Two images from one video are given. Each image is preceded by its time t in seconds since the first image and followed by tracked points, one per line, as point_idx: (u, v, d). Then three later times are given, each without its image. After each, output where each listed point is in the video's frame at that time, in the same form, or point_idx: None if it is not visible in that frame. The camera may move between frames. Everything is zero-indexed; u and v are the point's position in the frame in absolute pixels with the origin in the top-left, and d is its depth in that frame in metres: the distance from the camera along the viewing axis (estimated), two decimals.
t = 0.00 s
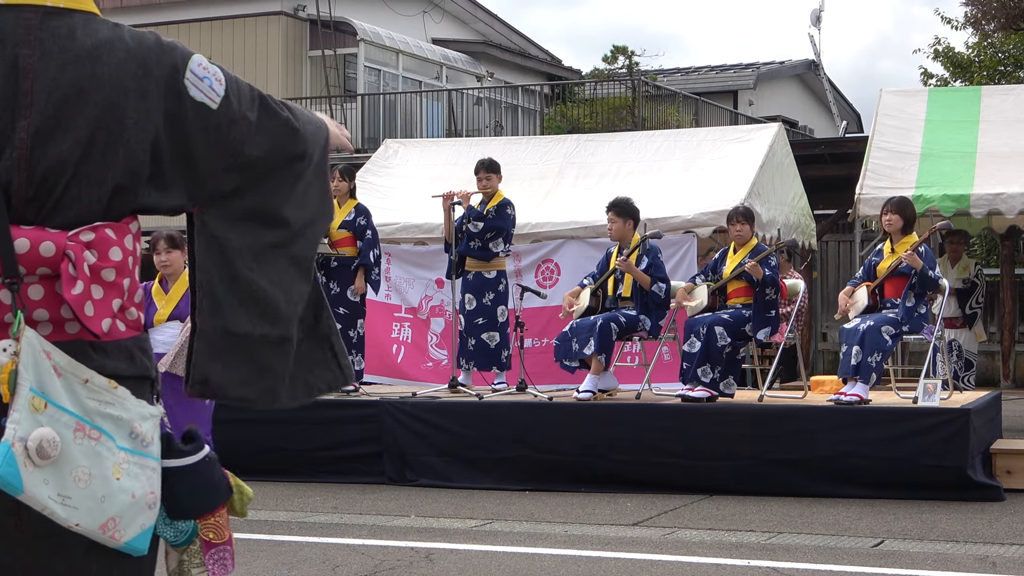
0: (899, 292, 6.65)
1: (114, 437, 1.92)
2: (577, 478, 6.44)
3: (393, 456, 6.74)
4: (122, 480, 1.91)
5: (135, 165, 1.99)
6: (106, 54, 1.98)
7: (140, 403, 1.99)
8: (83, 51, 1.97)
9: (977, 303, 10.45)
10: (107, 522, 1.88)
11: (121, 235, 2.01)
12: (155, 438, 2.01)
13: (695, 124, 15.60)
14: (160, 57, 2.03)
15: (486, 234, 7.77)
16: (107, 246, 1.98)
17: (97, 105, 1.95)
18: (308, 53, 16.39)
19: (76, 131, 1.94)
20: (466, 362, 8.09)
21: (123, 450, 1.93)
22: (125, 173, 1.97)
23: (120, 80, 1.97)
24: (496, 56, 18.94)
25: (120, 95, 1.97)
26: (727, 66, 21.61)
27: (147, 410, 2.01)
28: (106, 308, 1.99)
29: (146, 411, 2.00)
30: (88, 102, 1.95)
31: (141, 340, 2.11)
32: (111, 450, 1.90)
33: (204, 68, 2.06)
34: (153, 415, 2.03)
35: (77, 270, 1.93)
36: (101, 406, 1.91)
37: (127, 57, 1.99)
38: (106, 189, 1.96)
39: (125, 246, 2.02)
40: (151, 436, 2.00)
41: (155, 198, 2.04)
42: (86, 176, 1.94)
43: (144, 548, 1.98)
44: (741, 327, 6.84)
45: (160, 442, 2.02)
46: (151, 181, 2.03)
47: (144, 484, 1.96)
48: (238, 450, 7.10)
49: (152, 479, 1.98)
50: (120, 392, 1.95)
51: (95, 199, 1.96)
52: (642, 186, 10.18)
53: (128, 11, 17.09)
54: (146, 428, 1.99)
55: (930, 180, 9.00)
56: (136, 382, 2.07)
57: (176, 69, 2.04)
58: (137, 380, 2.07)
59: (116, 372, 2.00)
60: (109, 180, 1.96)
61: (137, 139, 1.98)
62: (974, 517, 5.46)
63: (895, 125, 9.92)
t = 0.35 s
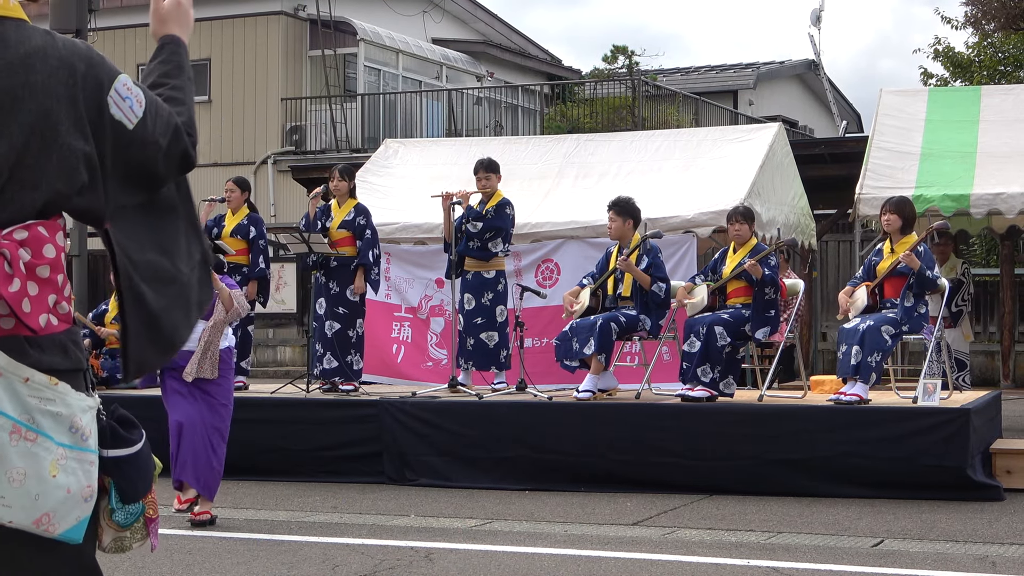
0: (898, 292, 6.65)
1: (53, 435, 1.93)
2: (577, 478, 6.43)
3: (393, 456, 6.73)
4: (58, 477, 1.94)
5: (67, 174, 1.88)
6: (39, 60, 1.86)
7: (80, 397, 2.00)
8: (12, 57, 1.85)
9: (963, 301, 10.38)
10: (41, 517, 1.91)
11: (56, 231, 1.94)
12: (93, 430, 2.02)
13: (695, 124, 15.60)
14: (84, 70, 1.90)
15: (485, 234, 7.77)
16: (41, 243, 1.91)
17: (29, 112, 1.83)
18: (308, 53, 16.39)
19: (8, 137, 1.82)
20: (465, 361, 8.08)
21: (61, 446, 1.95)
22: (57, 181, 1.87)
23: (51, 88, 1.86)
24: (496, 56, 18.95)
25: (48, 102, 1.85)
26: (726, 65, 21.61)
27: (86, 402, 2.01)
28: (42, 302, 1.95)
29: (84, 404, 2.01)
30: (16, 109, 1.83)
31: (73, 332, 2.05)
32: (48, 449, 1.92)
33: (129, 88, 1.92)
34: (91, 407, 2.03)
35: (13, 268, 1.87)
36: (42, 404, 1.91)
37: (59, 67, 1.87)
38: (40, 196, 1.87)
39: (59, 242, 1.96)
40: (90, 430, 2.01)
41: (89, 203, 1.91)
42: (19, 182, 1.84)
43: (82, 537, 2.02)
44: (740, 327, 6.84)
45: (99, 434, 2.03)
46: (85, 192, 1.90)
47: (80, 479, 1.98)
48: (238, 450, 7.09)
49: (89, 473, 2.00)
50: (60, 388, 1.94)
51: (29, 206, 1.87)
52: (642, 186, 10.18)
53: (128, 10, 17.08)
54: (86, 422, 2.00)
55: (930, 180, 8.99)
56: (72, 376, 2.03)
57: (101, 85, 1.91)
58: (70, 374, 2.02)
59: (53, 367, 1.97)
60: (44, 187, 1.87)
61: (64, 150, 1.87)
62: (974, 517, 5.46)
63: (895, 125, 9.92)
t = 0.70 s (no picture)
0: (896, 293, 6.66)
1: (51, 429, 2.05)
2: (575, 478, 6.43)
3: (391, 456, 6.74)
4: (55, 470, 2.04)
5: (54, 169, 2.03)
6: (20, 61, 2.02)
7: (77, 393, 2.12)
8: None
9: (960, 301, 10.43)
10: (39, 510, 2.00)
11: (45, 227, 2.07)
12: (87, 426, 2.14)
13: (694, 124, 15.57)
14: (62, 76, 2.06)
15: (483, 234, 7.78)
16: (32, 239, 2.03)
17: (11, 111, 1.99)
18: (307, 53, 16.38)
19: None
20: (463, 362, 8.08)
21: (57, 440, 2.06)
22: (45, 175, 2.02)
23: (32, 89, 2.01)
24: (496, 56, 18.94)
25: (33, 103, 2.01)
26: (725, 65, 21.60)
27: (80, 398, 2.13)
28: (35, 299, 2.05)
29: (79, 398, 2.13)
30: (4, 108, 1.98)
31: (62, 329, 2.14)
32: (47, 442, 2.03)
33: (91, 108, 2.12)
34: (84, 403, 2.15)
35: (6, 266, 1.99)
36: (41, 398, 2.03)
37: (40, 68, 2.03)
38: (25, 192, 2.01)
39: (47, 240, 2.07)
40: (83, 427, 2.13)
41: (70, 197, 2.08)
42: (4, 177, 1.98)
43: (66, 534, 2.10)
44: (740, 328, 6.83)
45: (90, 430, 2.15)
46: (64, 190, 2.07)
47: (73, 473, 2.09)
48: (237, 451, 7.09)
49: (80, 469, 2.12)
50: (60, 382, 2.07)
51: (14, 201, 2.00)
52: (641, 186, 10.18)
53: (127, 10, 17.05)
54: (80, 417, 2.12)
55: (929, 180, 8.99)
56: (67, 369, 2.12)
57: (77, 91, 2.09)
58: (64, 369, 2.11)
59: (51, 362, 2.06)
60: (30, 183, 2.01)
61: (52, 147, 2.02)
62: (972, 517, 5.46)
63: (894, 125, 9.92)
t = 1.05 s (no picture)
0: (894, 292, 6.67)
1: (56, 432, 2.08)
2: (574, 477, 6.43)
3: (391, 455, 6.74)
4: (59, 474, 2.08)
5: (64, 171, 2.08)
6: (33, 61, 2.06)
7: (80, 397, 2.15)
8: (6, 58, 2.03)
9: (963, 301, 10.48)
10: (43, 514, 2.03)
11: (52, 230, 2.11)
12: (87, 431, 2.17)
13: (693, 123, 15.57)
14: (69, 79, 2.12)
15: (481, 233, 7.79)
16: (42, 242, 2.07)
17: (25, 111, 2.02)
18: (307, 52, 16.37)
19: (11, 133, 2.00)
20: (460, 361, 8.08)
21: (61, 443, 2.09)
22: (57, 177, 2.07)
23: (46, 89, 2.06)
24: (495, 55, 18.95)
25: (44, 103, 2.06)
26: (725, 65, 21.60)
27: (81, 402, 2.17)
28: (46, 301, 2.10)
29: (80, 402, 2.16)
30: (17, 108, 2.01)
31: (64, 332, 2.20)
32: (52, 445, 2.06)
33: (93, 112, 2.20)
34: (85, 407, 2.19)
35: (19, 268, 2.01)
36: (47, 401, 2.06)
37: (51, 69, 2.08)
38: (37, 193, 2.04)
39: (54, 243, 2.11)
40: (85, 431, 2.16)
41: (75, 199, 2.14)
42: (18, 178, 2.01)
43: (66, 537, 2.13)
44: (738, 327, 6.83)
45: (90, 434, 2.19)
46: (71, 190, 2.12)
47: (74, 477, 2.12)
48: (236, 450, 7.09)
49: (81, 472, 2.15)
50: (65, 386, 2.10)
51: (28, 201, 2.03)
52: (640, 185, 10.18)
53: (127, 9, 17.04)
54: (81, 421, 2.15)
55: (928, 179, 8.99)
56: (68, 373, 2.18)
57: (80, 93, 2.15)
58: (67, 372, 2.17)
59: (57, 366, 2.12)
60: (41, 185, 2.05)
61: (64, 150, 2.08)
62: (972, 516, 5.46)
63: (893, 124, 9.92)
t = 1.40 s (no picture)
0: (895, 293, 6.67)
1: (14, 447, 2.00)
2: (574, 479, 6.43)
3: (391, 457, 6.75)
4: (14, 489, 1.99)
5: (36, 171, 2.03)
6: (10, 64, 2.06)
7: (57, 413, 2.05)
8: None
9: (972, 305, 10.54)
10: None
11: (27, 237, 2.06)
12: (67, 449, 2.07)
13: (693, 125, 15.58)
14: (54, 79, 2.08)
15: (481, 235, 7.78)
16: (6, 248, 2.03)
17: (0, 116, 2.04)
18: (307, 54, 16.37)
19: None
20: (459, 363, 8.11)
21: (23, 460, 2.01)
22: (25, 178, 2.03)
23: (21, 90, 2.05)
24: (495, 57, 18.96)
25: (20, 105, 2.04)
26: (725, 66, 21.61)
27: (64, 419, 2.07)
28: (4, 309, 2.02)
29: (63, 420, 2.06)
30: None
31: (62, 346, 2.11)
32: (5, 460, 1.98)
33: (101, 117, 2.12)
34: (70, 424, 2.08)
35: None
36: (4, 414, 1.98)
37: (27, 71, 2.07)
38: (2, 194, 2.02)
39: (32, 251, 2.06)
40: (61, 447, 2.06)
41: (60, 203, 2.07)
42: None
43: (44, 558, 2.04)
44: (739, 328, 6.83)
45: (71, 453, 2.08)
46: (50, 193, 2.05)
47: (40, 496, 2.02)
48: (236, 452, 7.09)
49: (54, 491, 2.04)
50: (30, 400, 2.02)
51: None
52: (640, 187, 10.18)
53: (127, 11, 17.05)
54: (57, 438, 2.05)
55: (929, 181, 8.99)
56: (54, 388, 2.07)
57: (73, 95, 2.09)
58: (53, 388, 2.07)
59: (23, 378, 2.02)
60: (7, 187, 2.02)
61: (31, 150, 2.03)
62: (972, 518, 5.46)
63: (893, 126, 9.93)
